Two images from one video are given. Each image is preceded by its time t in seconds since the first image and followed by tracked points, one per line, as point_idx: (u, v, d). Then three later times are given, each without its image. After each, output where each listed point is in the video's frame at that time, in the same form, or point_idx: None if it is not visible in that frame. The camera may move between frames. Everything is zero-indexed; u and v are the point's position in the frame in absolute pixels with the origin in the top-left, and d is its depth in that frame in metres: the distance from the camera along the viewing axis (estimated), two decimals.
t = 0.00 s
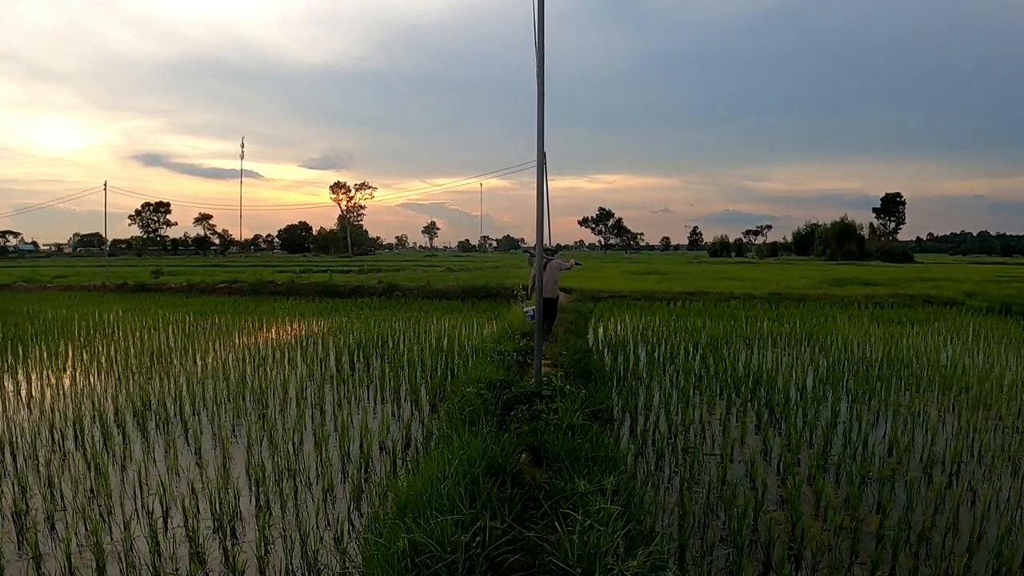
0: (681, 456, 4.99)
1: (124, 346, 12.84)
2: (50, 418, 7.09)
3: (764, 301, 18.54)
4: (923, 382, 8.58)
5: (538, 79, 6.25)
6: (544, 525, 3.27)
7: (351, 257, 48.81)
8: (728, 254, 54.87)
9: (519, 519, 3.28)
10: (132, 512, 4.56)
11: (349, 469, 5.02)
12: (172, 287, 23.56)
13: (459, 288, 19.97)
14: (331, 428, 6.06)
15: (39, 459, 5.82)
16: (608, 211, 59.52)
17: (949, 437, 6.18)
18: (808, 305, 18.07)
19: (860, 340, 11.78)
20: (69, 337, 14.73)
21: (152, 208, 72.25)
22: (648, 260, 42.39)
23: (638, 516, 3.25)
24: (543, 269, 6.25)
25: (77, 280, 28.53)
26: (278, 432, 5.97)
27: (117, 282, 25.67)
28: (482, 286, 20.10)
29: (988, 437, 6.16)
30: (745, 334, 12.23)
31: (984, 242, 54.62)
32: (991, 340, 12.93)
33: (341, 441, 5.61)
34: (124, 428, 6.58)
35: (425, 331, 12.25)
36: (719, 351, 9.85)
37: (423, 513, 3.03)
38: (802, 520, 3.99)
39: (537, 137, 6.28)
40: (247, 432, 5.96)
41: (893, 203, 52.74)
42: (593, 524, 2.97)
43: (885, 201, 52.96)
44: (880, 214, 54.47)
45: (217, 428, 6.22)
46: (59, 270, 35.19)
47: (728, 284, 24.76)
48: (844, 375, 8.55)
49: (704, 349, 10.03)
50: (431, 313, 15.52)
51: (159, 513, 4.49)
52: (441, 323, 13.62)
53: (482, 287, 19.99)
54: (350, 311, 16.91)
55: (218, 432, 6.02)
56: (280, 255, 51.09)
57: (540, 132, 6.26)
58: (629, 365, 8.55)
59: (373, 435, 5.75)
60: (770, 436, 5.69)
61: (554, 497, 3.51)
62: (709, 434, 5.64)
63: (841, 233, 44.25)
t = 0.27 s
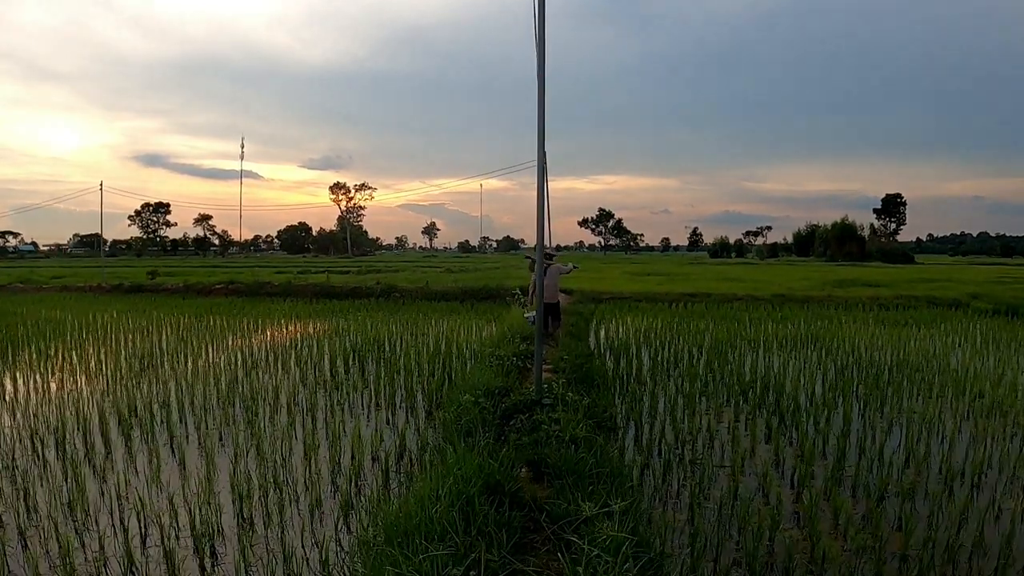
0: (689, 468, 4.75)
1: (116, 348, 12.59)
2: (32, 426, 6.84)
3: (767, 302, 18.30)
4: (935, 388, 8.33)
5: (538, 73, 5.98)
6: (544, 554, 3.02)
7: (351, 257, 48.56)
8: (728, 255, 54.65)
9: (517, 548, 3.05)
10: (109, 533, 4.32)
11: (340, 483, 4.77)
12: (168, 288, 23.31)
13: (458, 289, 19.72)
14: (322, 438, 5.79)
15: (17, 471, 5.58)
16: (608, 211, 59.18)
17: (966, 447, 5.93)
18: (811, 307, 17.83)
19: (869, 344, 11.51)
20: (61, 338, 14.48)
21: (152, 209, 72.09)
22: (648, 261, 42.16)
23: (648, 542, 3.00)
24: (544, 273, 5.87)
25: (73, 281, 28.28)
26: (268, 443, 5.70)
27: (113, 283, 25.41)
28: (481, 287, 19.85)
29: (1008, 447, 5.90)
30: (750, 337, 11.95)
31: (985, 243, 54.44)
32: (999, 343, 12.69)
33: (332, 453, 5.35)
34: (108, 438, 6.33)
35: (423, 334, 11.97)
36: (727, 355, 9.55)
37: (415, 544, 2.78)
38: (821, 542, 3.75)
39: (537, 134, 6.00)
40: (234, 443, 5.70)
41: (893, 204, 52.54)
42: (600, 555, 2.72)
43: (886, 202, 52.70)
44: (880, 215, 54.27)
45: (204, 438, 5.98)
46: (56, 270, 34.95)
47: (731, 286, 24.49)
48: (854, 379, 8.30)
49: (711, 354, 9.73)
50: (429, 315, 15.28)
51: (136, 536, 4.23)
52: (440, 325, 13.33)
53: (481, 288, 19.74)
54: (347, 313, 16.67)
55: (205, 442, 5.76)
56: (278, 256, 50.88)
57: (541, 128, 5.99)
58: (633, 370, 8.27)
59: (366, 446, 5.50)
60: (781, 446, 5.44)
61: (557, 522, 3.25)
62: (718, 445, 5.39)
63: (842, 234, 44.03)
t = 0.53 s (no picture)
0: (699, 479, 4.48)
1: (107, 348, 12.33)
2: (12, 431, 6.58)
3: (770, 304, 18.02)
4: (948, 392, 8.05)
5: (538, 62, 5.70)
6: None
7: (350, 258, 48.31)
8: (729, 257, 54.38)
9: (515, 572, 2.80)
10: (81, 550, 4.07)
11: (329, 494, 4.51)
12: (164, 289, 23.04)
13: (457, 290, 19.44)
14: (311, 445, 5.52)
15: None
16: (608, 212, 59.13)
17: (986, 455, 5.66)
18: (815, 309, 17.56)
19: (877, 346, 11.22)
20: (52, 338, 14.22)
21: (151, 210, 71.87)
22: (649, 262, 41.89)
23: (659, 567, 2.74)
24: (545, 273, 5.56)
25: (69, 281, 28.04)
26: (254, 451, 5.43)
27: (108, 283, 25.15)
28: (480, 289, 19.58)
29: None
30: (755, 339, 11.66)
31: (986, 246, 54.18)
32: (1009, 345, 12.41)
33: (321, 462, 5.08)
34: (89, 444, 6.08)
35: (421, 335, 11.69)
36: (733, 358, 9.26)
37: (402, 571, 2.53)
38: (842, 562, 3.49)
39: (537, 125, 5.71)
40: (219, 451, 5.43)
41: (894, 207, 52.27)
42: None
43: (887, 204, 52.40)
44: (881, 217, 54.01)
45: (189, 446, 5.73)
46: (53, 270, 34.84)
47: (733, 287, 24.22)
48: (864, 383, 8.02)
49: (716, 356, 9.45)
50: (427, 316, 15.01)
51: (109, 553, 3.96)
52: (438, 326, 13.04)
53: (480, 289, 19.47)
54: (343, 314, 16.40)
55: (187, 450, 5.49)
56: (277, 257, 50.65)
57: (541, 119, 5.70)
58: (636, 373, 7.99)
59: (357, 454, 5.23)
60: (794, 455, 5.17)
61: (560, 544, 2.99)
62: (727, 453, 5.12)
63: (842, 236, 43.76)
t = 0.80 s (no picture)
0: (710, 498, 4.25)
1: (100, 351, 12.11)
2: None
3: (774, 307, 17.79)
4: (961, 400, 7.80)
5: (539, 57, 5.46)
6: None
7: (349, 259, 48.09)
8: (729, 258, 54.15)
9: None
10: None
11: (318, 515, 4.28)
12: (160, 290, 22.82)
13: (456, 292, 19.21)
14: (303, 459, 5.28)
15: None
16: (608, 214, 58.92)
17: (1009, 470, 5.42)
18: (819, 312, 17.32)
19: (885, 351, 10.97)
20: (44, 341, 14.01)
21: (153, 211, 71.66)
22: (649, 264, 41.70)
23: None
24: (548, 280, 5.31)
25: (65, 281, 27.83)
26: (244, 466, 5.20)
27: (104, 283, 24.92)
28: (479, 291, 19.35)
29: None
30: (761, 344, 11.41)
31: (987, 247, 53.92)
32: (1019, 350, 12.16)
33: (312, 477, 4.84)
34: (71, 457, 5.86)
35: (419, 339, 11.45)
36: (740, 364, 9.02)
37: None
38: None
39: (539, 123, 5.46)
40: (207, 465, 5.20)
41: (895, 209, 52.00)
42: None
43: (888, 205, 52.16)
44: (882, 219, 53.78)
45: (174, 460, 5.50)
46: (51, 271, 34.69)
47: (735, 290, 23.99)
48: (875, 391, 7.77)
49: (722, 363, 9.21)
50: (426, 319, 14.77)
51: None
52: (436, 330, 12.79)
53: (479, 291, 19.24)
54: (341, 316, 16.19)
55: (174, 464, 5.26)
56: (276, 258, 50.39)
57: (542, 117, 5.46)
58: (641, 381, 7.76)
59: (350, 468, 5.00)
60: (808, 470, 4.93)
61: None
62: (737, 469, 4.89)
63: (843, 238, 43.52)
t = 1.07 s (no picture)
0: (716, 515, 4.02)
1: (89, 353, 11.84)
2: None
3: (776, 308, 17.56)
4: (973, 405, 7.56)
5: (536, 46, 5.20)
6: None
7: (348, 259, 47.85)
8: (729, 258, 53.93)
9: None
10: None
11: (301, 533, 4.05)
12: (155, 290, 22.56)
13: (454, 292, 18.94)
14: (288, 470, 5.03)
15: None
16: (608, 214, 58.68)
17: None
18: (822, 313, 17.09)
19: (891, 355, 10.73)
20: (34, 342, 13.75)
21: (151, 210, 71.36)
22: (650, 264, 41.45)
23: None
24: (546, 281, 5.04)
25: (61, 281, 27.57)
26: (226, 478, 4.95)
27: (99, 283, 24.65)
28: (478, 291, 19.10)
29: None
30: (765, 347, 11.14)
31: (987, 247, 53.66)
32: None
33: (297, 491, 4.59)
34: (48, 467, 5.62)
35: (416, 340, 11.18)
36: (746, 368, 8.75)
37: None
38: None
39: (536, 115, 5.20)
40: (187, 478, 4.94)
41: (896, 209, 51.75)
42: None
43: (889, 205, 51.88)
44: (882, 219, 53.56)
45: (155, 471, 5.27)
46: (48, 271, 34.42)
47: (736, 290, 23.77)
48: (884, 397, 7.53)
49: (727, 366, 8.94)
50: (423, 320, 14.52)
51: None
52: (433, 332, 12.52)
53: (477, 292, 19.00)
54: (337, 317, 15.94)
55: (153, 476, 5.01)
56: (275, 258, 50.16)
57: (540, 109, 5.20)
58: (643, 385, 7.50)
59: (337, 480, 4.77)
60: (818, 483, 4.70)
61: None
62: (744, 483, 4.66)
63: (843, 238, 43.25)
